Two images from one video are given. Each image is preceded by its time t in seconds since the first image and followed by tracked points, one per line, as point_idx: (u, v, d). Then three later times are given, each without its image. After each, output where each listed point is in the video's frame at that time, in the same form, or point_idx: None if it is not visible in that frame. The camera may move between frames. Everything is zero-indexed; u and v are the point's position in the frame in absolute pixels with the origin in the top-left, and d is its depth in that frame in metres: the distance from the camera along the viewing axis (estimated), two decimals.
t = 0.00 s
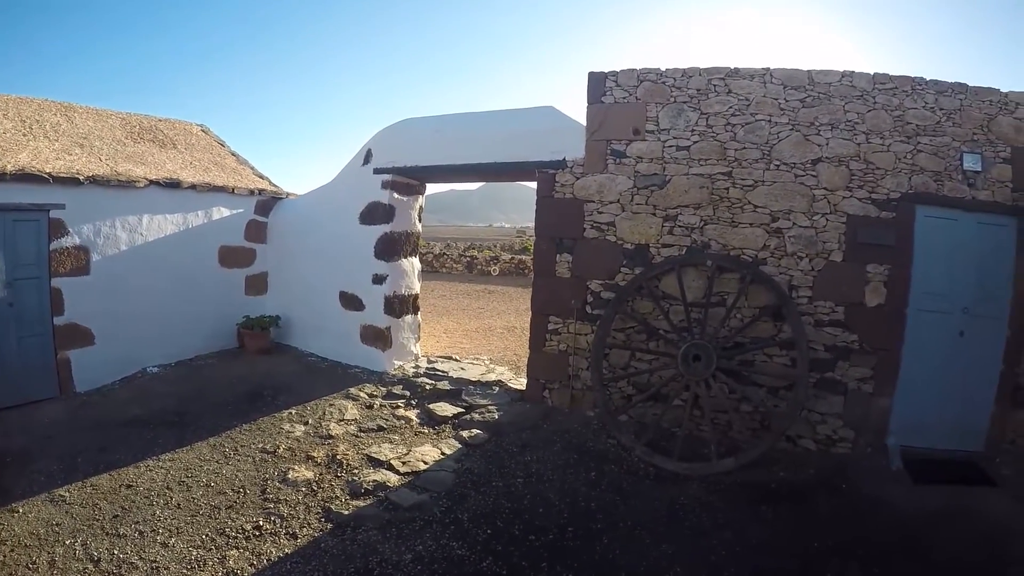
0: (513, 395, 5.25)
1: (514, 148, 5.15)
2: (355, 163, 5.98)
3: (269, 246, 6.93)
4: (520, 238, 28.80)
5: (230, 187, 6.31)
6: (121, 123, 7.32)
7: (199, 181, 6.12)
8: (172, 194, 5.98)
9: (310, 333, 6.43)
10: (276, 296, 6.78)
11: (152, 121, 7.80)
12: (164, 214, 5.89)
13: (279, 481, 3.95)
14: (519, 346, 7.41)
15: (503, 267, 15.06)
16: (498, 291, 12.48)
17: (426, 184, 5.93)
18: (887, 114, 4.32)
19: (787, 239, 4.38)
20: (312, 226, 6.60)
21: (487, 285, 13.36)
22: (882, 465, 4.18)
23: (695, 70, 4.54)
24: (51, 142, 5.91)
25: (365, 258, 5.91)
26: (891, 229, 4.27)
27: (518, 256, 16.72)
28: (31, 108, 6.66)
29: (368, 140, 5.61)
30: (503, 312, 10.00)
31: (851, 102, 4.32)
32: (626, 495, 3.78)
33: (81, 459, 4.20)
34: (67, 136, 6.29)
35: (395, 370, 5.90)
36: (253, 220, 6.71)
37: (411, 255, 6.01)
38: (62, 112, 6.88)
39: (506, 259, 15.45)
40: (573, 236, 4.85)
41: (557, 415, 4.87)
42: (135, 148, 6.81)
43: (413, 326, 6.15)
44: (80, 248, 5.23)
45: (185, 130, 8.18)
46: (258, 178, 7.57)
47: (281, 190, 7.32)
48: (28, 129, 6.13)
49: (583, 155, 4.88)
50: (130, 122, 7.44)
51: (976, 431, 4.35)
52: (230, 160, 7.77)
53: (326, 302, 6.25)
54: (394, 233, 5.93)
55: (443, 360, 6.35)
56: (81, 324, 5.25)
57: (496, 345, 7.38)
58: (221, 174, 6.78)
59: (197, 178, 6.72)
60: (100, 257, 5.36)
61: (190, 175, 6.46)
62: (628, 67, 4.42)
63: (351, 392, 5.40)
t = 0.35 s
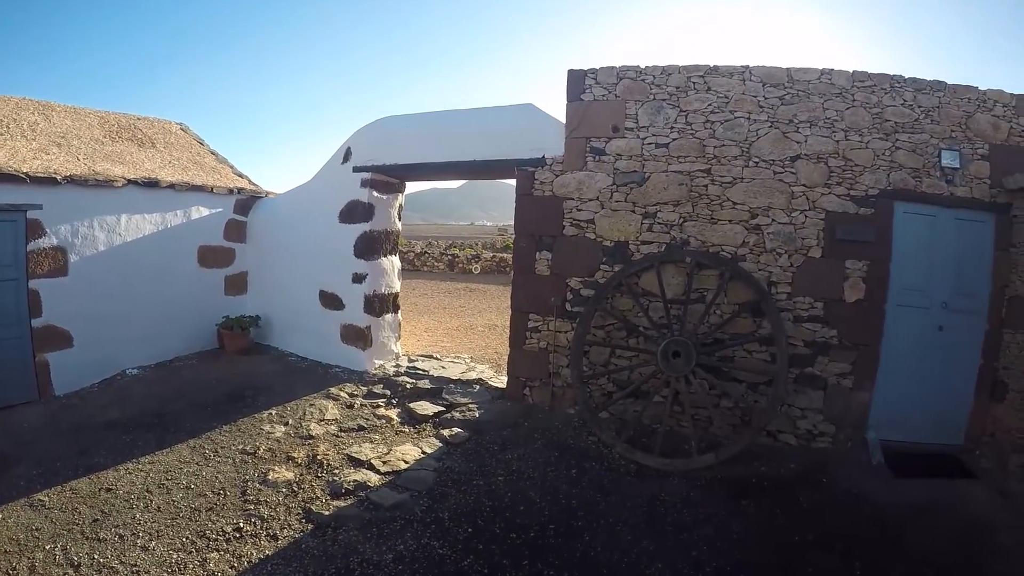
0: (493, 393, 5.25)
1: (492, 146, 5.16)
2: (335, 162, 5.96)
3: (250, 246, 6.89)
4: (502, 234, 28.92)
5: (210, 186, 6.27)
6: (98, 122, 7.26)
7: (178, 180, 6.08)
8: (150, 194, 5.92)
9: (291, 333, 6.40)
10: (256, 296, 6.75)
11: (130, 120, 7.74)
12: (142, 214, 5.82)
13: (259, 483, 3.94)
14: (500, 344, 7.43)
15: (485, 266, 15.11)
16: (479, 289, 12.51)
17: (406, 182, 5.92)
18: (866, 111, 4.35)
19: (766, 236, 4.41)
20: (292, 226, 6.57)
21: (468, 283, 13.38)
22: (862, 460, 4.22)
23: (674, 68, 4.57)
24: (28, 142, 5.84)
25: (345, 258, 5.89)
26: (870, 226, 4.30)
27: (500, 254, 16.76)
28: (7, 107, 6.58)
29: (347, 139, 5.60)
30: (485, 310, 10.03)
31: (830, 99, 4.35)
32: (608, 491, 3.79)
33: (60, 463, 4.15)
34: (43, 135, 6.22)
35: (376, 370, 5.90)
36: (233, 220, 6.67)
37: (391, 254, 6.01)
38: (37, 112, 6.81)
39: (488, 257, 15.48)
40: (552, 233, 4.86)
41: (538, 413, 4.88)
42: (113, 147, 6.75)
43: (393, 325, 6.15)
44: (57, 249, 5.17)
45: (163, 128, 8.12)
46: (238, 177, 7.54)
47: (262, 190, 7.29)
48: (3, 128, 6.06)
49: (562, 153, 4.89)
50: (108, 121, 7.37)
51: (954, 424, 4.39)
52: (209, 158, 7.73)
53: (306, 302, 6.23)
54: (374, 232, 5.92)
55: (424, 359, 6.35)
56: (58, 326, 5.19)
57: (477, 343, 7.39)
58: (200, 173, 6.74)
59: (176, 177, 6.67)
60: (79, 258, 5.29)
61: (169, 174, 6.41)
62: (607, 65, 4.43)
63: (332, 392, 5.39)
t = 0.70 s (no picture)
0: (475, 393, 5.25)
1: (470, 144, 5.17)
2: (316, 163, 5.95)
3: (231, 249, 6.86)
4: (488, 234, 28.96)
5: (191, 187, 6.24)
6: (77, 123, 7.19)
7: (158, 182, 6.04)
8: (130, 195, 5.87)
9: (273, 335, 6.38)
10: (238, 299, 6.71)
11: (109, 121, 7.68)
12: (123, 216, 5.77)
13: (241, 486, 3.92)
14: (483, 344, 7.45)
15: (468, 266, 15.14)
16: (462, 289, 12.54)
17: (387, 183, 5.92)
18: (845, 110, 4.39)
19: (746, 234, 4.44)
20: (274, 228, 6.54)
21: (451, 284, 13.40)
22: (845, 456, 4.25)
23: (654, 67, 4.59)
24: (5, 144, 5.78)
25: (328, 260, 5.88)
26: (849, 223, 4.34)
27: (484, 254, 16.78)
28: None
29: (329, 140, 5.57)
30: (468, 310, 10.06)
31: (810, 98, 4.38)
32: (591, 491, 3.79)
33: (40, 470, 4.11)
34: (21, 137, 6.15)
35: (358, 371, 5.90)
36: (214, 222, 6.63)
37: (372, 255, 6.02)
38: (13, 113, 6.73)
39: (470, 258, 15.51)
40: (533, 233, 4.87)
41: (520, 413, 4.88)
42: (92, 149, 6.70)
43: (375, 326, 6.15)
44: (36, 251, 5.12)
45: (143, 130, 8.07)
46: (219, 179, 7.51)
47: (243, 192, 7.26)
48: None
49: (543, 152, 4.90)
50: (86, 123, 7.31)
51: (935, 419, 4.44)
52: (189, 160, 7.68)
53: (288, 304, 6.20)
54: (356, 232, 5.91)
55: (406, 360, 6.35)
56: (38, 330, 5.14)
57: (459, 344, 7.41)
58: (181, 175, 6.70)
59: (156, 179, 6.62)
60: (58, 261, 5.24)
61: (149, 176, 6.37)
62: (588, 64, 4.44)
63: (314, 394, 5.36)
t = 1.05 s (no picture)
0: (461, 391, 5.26)
1: (456, 141, 5.15)
2: (302, 161, 5.94)
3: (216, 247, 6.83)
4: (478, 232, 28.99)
5: (175, 185, 6.21)
6: (60, 121, 7.14)
7: (142, 179, 6.01)
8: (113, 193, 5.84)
9: (259, 334, 6.36)
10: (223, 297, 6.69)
11: (93, 118, 7.63)
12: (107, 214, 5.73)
13: (226, 486, 3.91)
14: (469, 341, 7.46)
15: (455, 263, 15.18)
16: (449, 286, 12.56)
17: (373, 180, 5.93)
18: (831, 107, 4.42)
19: (732, 230, 4.46)
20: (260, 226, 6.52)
21: (438, 280, 13.41)
22: (830, 451, 4.27)
23: (640, 64, 4.60)
24: None
25: (313, 258, 5.87)
26: (834, 220, 4.37)
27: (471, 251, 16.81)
28: None
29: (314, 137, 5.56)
30: (454, 307, 10.08)
31: (795, 96, 4.41)
32: (577, 487, 3.80)
33: (23, 470, 4.07)
34: (3, 134, 6.11)
35: (344, 369, 5.89)
36: (199, 220, 6.60)
37: (357, 252, 6.02)
38: None
39: (457, 255, 15.53)
40: (518, 230, 4.87)
41: (506, 410, 4.88)
42: (75, 146, 6.66)
43: (361, 324, 6.15)
44: (20, 250, 5.06)
45: (127, 127, 8.02)
46: (204, 176, 7.49)
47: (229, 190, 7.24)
48: None
49: (527, 149, 4.91)
50: (70, 120, 7.26)
51: (920, 415, 4.46)
52: (174, 157, 7.65)
53: (274, 302, 6.19)
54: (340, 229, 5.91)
55: (392, 358, 6.36)
56: (22, 330, 5.09)
57: (446, 341, 7.42)
58: (166, 172, 6.68)
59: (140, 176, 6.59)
60: (42, 260, 5.19)
61: (133, 173, 6.35)
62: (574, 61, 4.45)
63: (298, 392, 5.35)
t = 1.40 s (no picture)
0: (443, 389, 5.26)
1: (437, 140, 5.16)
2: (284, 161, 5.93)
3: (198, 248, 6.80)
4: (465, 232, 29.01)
5: (156, 185, 6.17)
6: (39, 121, 7.09)
7: (122, 180, 5.97)
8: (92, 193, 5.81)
9: (241, 334, 6.34)
10: (205, 298, 6.66)
11: (73, 118, 7.58)
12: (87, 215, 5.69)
13: (208, 487, 3.90)
14: (452, 340, 7.48)
15: (439, 262, 15.20)
16: (433, 285, 12.58)
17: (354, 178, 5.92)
18: (812, 104, 4.45)
19: (712, 227, 4.49)
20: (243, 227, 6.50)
21: (421, 279, 13.42)
22: (812, 446, 4.30)
23: (621, 61, 4.63)
24: None
25: (296, 258, 5.87)
26: (813, 215, 4.40)
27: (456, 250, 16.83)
28: None
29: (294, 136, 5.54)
30: (438, 305, 10.09)
31: (775, 92, 4.44)
32: (560, 485, 3.82)
33: (4, 475, 4.04)
34: None
35: (326, 369, 5.89)
36: (180, 221, 6.57)
37: (339, 251, 6.02)
38: None
39: (441, 253, 15.55)
40: (499, 228, 4.88)
41: (488, 408, 4.89)
42: (54, 146, 6.60)
43: (343, 323, 6.15)
44: None
45: (108, 127, 7.97)
46: (185, 176, 7.46)
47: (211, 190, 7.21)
48: None
49: (507, 146, 4.92)
50: (50, 120, 7.21)
51: (901, 409, 4.50)
52: (155, 158, 7.61)
53: (256, 303, 6.17)
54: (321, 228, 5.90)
55: (374, 357, 6.36)
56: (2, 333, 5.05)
57: (429, 340, 7.43)
58: (147, 173, 6.65)
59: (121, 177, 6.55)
60: (21, 262, 5.16)
61: (113, 174, 6.31)
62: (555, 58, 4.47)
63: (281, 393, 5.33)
